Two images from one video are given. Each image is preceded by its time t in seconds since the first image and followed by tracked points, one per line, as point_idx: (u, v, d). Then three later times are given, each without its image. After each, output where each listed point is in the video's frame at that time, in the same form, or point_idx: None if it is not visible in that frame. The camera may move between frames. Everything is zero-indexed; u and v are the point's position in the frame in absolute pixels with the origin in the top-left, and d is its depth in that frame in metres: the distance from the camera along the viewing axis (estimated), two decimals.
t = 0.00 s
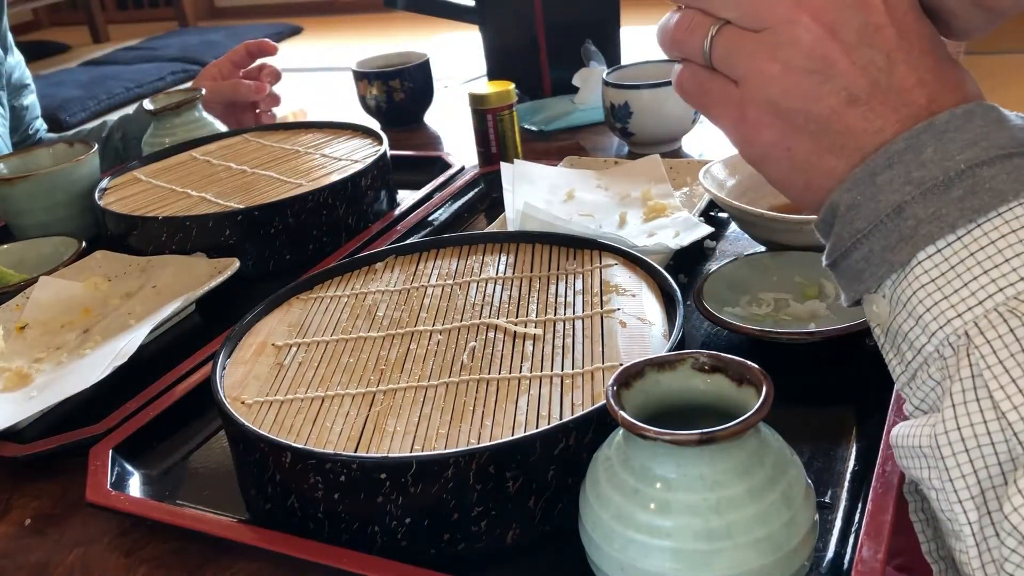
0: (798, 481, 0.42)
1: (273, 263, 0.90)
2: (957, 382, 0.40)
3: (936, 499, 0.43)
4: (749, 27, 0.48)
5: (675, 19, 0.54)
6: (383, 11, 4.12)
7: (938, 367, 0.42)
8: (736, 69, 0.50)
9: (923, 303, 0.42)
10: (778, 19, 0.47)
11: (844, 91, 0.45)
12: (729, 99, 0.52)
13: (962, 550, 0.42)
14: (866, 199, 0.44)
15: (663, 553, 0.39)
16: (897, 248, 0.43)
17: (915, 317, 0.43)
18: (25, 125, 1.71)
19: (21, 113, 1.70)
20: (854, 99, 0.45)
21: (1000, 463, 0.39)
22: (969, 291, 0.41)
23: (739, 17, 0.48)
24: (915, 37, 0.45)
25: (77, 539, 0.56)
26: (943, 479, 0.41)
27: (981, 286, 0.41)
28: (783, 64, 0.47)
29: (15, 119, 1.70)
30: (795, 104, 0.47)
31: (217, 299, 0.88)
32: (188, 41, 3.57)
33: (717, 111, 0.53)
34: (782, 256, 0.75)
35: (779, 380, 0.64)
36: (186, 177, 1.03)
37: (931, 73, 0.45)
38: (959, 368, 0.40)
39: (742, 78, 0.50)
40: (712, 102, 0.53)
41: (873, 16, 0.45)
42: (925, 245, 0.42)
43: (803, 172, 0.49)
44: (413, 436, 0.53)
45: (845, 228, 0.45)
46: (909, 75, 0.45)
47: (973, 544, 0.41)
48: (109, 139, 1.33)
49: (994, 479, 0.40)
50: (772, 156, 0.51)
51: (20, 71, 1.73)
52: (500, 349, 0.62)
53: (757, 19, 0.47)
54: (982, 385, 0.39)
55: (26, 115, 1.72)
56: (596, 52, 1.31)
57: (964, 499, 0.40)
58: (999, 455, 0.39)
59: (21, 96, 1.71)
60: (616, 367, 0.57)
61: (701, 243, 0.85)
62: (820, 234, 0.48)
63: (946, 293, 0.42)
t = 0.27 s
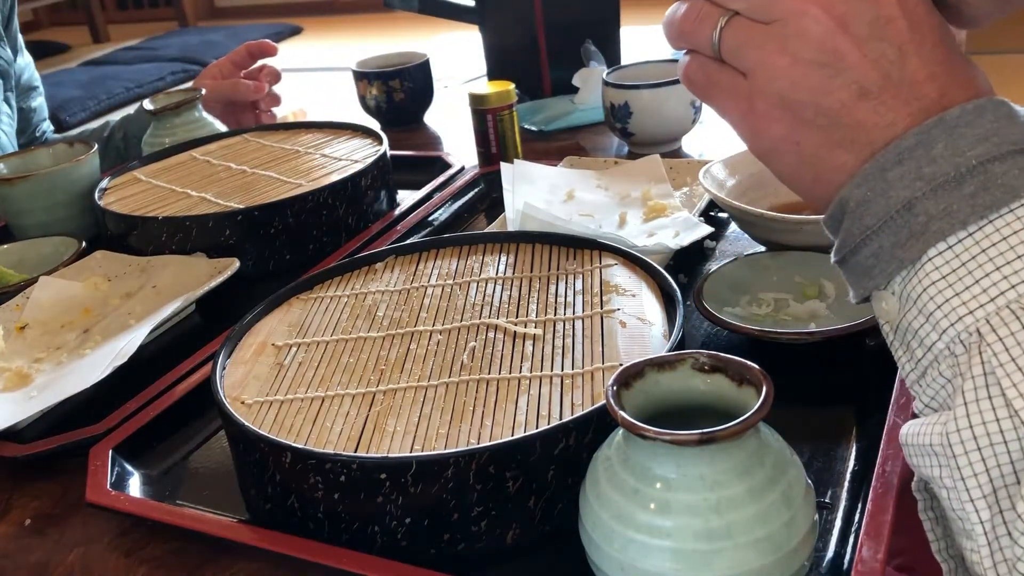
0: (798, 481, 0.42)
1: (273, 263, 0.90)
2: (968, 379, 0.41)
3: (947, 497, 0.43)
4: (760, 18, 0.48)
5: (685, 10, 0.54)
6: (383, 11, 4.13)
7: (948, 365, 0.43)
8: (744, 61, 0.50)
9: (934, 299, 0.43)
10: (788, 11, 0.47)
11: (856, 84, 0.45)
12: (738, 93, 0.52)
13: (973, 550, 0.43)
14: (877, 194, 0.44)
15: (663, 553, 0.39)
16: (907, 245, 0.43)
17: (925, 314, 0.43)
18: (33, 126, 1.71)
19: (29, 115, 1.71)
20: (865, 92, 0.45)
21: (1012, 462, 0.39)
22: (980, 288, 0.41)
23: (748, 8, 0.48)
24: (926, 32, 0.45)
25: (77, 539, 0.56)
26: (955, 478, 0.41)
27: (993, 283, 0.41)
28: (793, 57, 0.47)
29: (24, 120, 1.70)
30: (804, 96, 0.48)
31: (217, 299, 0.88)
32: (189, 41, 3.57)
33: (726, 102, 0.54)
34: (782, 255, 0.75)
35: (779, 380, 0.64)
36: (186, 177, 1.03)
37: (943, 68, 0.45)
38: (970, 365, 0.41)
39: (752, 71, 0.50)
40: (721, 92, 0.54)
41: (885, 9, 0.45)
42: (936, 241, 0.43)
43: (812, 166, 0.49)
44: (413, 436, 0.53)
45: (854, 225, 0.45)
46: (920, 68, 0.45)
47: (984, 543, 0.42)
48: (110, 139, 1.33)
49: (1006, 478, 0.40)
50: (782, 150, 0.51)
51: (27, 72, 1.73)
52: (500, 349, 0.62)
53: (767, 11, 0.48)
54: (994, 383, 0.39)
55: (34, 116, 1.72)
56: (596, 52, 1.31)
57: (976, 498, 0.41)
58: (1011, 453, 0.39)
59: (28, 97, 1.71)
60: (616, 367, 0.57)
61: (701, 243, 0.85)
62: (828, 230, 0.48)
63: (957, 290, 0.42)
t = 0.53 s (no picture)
0: (799, 481, 0.42)
1: (273, 263, 0.90)
2: (982, 380, 0.41)
3: (960, 499, 0.43)
4: (760, 24, 0.48)
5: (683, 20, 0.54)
6: (383, 11, 4.12)
7: (960, 366, 0.43)
8: (747, 67, 0.50)
9: (945, 300, 0.43)
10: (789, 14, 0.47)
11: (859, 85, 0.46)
12: (740, 99, 0.52)
13: (987, 551, 0.43)
14: (886, 194, 0.45)
15: (664, 553, 0.39)
16: (917, 245, 0.44)
17: (937, 314, 0.43)
18: (35, 128, 1.71)
19: (31, 116, 1.71)
20: (868, 93, 0.46)
21: None
22: (992, 288, 0.42)
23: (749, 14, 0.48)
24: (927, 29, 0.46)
25: (76, 539, 0.56)
26: (968, 479, 0.42)
27: (1004, 282, 0.41)
28: (796, 61, 0.47)
29: (26, 121, 1.70)
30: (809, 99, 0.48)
31: (217, 299, 0.88)
32: (189, 41, 3.57)
33: (726, 111, 0.53)
34: (782, 255, 0.75)
35: (779, 379, 0.64)
36: (186, 177, 1.03)
37: (947, 67, 0.46)
38: (983, 366, 0.41)
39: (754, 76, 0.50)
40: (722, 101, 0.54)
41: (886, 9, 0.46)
42: (947, 241, 0.43)
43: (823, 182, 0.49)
44: (413, 436, 0.53)
45: (863, 225, 0.46)
46: (925, 68, 0.45)
47: (999, 545, 0.42)
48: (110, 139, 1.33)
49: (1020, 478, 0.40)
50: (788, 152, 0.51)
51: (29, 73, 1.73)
52: (500, 349, 0.62)
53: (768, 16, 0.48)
54: (1008, 384, 0.40)
55: (36, 118, 1.72)
56: (596, 52, 1.31)
57: (990, 500, 0.41)
58: None
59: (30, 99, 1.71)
60: (616, 367, 0.57)
61: (701, 243, 0.85)
62: (836, 231, 0.48)
63: (968, 291, 0.42)
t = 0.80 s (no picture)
0: (798, 481, 0.42)
1: (273, 263, 0.90)
2: (994, 391, 0.41)
3: (974, 510, 0.44)
4: (756, 43, 0.49)
5: (680, 43, 0.55)
6: (382, 11, 4.12)
7: (971, 375, 0.43)
8: (746, 86, 0.51)
9: (953, 310, 0.43)
10: (783, 31, 0.48)
11: (858, 100, 0.47)
12: (739, 116, 0.53)
13: (1004, 561, 0.44)
14: (889, 206, 0.45)
15: (664, 553, 0.39)
16: (923, 255, 0.44)
17: (945, 323, 0.44)
18: (35, 128, 1.71)
19: (30, 116, 1.71)
20: (867, 107, 0.47)
21: None
22: (1000, 297, 0.42)
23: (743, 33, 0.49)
24: (922, 40, 0.47)
25: (77, 539, 0.56)
26: (983, 490, 0.42)
27: (1011, 291, 0.42)
28: (793, 77, 0.48)
29: (25, 122, 1.70)
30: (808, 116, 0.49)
31: (217, 299, 0.88)
32: (189, 40, 3.57)
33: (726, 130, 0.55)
34: (783, 255, 0.75)
35: (780, 379, 0.64)
36: (186, 177, 1.03)
37: (944, 77, 0.46)
38: (995, 376, 0.42)
39: (754, 94, 0.51)
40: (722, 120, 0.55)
41: (880, 22, 0.46)
42: (953, 251, 0.43)
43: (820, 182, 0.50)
44: (413, 436, 0.53)
45: (867, 236, 0.46)
46: (921, 79, 0.46)
47: (1016, 554, 0.43)
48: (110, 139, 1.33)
49: None
50: (789, 166, 0.52)
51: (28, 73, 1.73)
52: (500, 349, 0.62)
53: (763, 35, 0.48)
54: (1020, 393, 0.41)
55: (36, 118, 1.72)
56: (596, 52, 1.31)
57: (1006, 510, 0.42)
58: None
59: (29, 99, 1.71)
60: (616, 367, 0.57)
61: (701, 243, 0.85)
62: (841, 242, 0.48)
63: (977, 300, 0.43)
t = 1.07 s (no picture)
0: (798, 481, 0.42)
1: (273, 263, 0.90)
2: None
3: None
4: (770, 108, 0.46)
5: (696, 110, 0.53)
6: (382, 11, 4.13)
7: None
8: (766, 154, 0.48)
9: (1007, 370, 0.39)
10: (798, 95, 0.45)
11: (882, 161, 0.43)
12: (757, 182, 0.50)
13: None
14: (926, 265, 0.41)
15: (664, 553, 0.39)
16: (965, 314, 0.40)
17: (995, 382, 0.40)
18: (34, 128, 1.71)
19: (29, 116, 1.70)
20: (892, 167, 0.43)
21: None
22: None
23: (757, 101, 0.47)
24: (945, 99, 0.44)
25: (77, 539, 0.56)
26: None
27: None
28: (812, 142, 0.45)
29: (24, 121, 1.70)
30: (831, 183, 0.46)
31: (217, 299, 0.88)
32: (189, 40, 3.57)
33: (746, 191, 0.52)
34: (783, 256, 0.75)
35: (780, 379, 0.64)
36: (187, 177, 1.03)
37: (971, 132, 0.43)
38: None
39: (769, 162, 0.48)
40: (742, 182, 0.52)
41: (899, 80, 0.44)
42: (999, 306, 0.39)
43: (840, 238, 0.47)
44: (413, 436, 0.53)
45: (907, 295, 0.42)
46: (947, 135, 0.43)
47: None
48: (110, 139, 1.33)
49: None
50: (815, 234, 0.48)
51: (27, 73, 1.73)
52: (500, 349, 0.62)
53: (778, 100, 0.46)
54: None
55: (35, 118, 1.72)
56: (596, 52, 1.31)
57: None
58: None
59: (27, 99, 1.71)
60: (616, 367, 0.57)
61: (701, 243, 0.85)
62: (879, 302, 0.45)
63: None
